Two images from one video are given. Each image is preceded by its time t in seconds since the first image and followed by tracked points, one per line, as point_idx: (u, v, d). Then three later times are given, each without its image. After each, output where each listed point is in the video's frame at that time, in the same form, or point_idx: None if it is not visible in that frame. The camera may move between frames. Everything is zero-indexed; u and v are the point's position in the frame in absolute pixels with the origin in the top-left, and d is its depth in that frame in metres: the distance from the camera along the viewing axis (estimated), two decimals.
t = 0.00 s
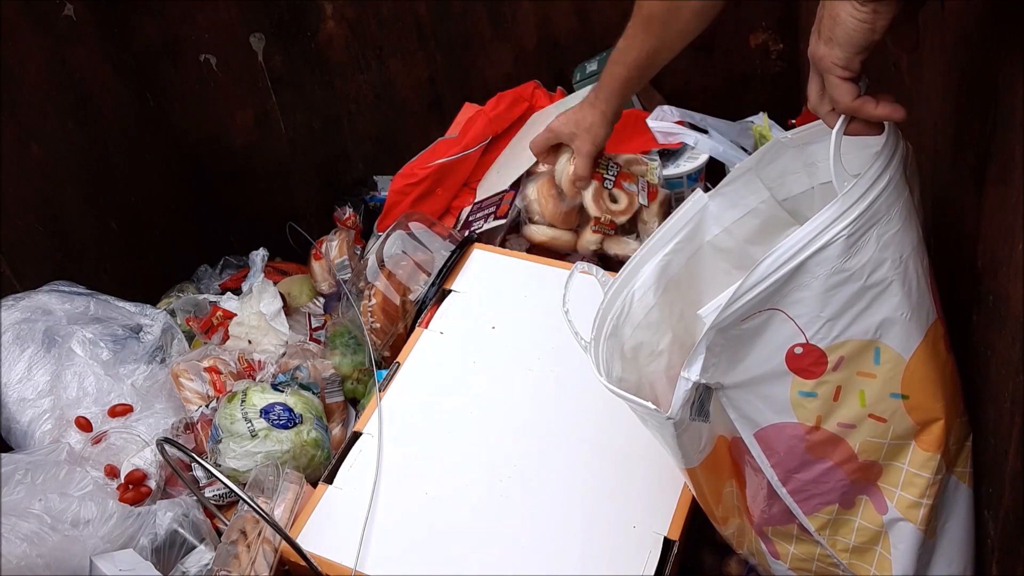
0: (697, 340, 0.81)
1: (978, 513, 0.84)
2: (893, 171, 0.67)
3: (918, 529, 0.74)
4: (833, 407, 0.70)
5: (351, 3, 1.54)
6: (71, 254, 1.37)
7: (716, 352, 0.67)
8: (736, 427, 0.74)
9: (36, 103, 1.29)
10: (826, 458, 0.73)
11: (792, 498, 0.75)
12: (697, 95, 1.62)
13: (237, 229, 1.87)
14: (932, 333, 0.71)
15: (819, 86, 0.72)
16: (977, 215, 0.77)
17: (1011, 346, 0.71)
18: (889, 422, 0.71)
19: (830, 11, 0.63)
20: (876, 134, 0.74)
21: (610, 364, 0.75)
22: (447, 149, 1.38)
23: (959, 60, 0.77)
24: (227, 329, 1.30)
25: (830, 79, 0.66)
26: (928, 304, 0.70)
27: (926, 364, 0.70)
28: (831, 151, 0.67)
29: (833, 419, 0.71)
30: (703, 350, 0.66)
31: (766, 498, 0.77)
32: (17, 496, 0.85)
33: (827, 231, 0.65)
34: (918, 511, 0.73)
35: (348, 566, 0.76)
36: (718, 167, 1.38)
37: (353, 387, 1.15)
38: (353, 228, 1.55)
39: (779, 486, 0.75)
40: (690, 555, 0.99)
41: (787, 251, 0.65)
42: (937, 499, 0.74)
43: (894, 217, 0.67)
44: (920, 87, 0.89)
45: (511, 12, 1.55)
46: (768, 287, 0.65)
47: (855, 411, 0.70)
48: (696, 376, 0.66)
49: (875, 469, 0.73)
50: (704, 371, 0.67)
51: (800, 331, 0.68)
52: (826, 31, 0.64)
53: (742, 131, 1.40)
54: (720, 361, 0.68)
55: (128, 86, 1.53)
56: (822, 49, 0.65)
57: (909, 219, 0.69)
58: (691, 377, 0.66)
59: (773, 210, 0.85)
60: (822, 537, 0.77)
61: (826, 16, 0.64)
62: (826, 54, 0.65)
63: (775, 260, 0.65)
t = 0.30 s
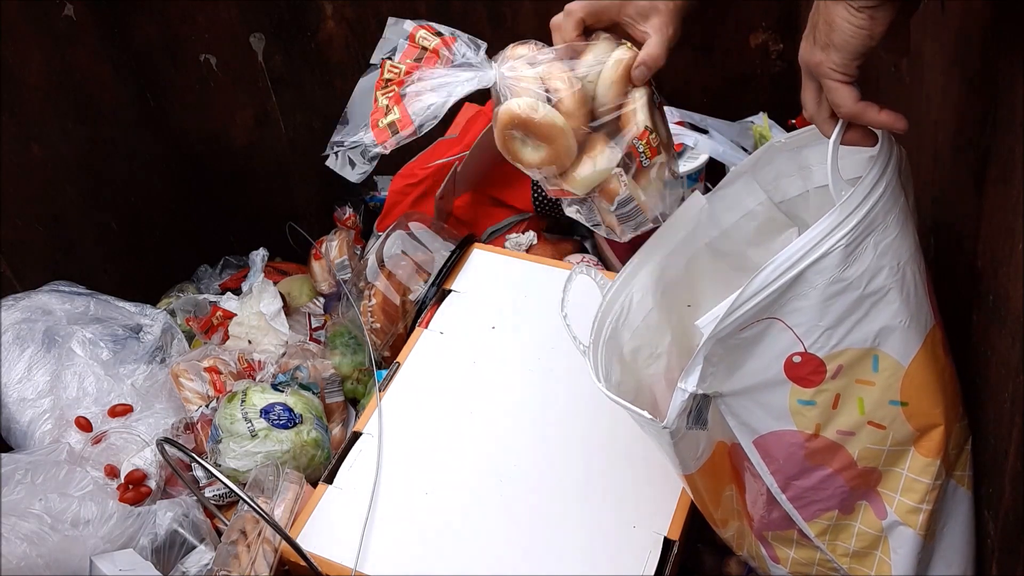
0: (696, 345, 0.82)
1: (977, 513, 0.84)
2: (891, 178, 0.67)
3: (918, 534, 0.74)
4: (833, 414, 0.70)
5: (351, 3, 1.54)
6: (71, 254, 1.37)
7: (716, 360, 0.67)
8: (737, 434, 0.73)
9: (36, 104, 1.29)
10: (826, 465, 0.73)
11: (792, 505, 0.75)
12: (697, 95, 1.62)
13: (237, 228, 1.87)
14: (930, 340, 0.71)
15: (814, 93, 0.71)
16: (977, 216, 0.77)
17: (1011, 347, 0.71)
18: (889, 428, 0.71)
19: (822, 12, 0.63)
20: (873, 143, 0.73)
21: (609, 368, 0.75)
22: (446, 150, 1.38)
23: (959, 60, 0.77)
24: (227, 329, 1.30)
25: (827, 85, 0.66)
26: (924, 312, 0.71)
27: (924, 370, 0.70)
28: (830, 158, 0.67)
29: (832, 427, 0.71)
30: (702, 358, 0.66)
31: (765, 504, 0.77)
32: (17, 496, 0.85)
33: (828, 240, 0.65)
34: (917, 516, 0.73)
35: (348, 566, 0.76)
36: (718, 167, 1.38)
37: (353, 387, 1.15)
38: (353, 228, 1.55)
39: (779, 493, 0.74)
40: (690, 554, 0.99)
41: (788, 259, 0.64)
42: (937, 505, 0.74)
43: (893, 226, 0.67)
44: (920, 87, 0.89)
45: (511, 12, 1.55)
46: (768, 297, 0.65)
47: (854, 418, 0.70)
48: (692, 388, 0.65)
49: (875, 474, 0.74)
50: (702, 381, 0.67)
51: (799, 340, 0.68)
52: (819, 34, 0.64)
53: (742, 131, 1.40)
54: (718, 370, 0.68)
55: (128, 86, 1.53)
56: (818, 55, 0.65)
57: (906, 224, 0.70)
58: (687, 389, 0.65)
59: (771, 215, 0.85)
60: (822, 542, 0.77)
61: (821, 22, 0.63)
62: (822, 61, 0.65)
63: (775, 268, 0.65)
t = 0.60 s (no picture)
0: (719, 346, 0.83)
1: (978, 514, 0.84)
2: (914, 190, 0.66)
3: (923, 546, 0.74)
4: (838, 421, 0.71)
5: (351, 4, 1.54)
6: (71, 253, 1.36)
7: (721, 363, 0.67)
8: (742, 441, 0.74)
9: (36, 104, 1.29)
10: (829, 472, 0.73)
11: (793, 512, 0.75)
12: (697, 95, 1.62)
13: (236, 228, 1.87)
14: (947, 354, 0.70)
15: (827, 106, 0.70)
16: (977, 216, 0.77)
17: (1012, 348, 0.71)
18: (889, 433, 0.72)
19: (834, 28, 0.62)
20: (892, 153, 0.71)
21: (628, 362, 0.74)
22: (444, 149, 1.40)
23: (959, 60, 0.77)
24: (227, 329, 1.30)
25: (840, 100, 0.65)
26: (943, 327, 0.69)
27: (932, 381, 0.70)
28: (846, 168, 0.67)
29: (836, 433, 0.71)
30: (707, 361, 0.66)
31: (768, 512, 0.77)
32: (17, 496, 0.84)
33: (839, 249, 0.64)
34: (920, 527, 0.74)
35: (348, 566, 0.76)
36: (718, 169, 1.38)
37: (353, 387, 1.15)
38: (353, 228, 1.55)
39: (781, 500, 0.74)
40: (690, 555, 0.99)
41: (797, 266, 0.64)
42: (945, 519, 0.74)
43: (912, 238, 0.66)
44: (921, 88, 0.89)
45: (511, 12, 1.55)
46: (776, 303, 0.65)
47: (856, 423, 0.72)
48: (700, 391, 0.66)
49: (877, 480, 0.75)
50: (710, 384, 0.67)
51: (808, 349, 0.67)
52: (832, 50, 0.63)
53: (742, 131, 1.40)
54: (727, 374, 0.68)
55: (128, 85, 1.53)
56: (829, 72, 0.64)
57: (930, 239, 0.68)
58: (696, 391, 0.66)
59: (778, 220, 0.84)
60: (823, 552, 0.77)
61: (832, 37, 0.62)
62: (834, 77, 0.63)
63: (786, 275, 0.65)
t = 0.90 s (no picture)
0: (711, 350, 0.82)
1: (978, 514, 0.84)
2: (889, 176, 0.66)
3: (912, 534, 0.74)
4: (825, 411, 0.71)
5: (351, 4, 1.54)
6: (71, 253, 1.36)
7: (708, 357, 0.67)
8: (735, 435, 0.73)
9: (36, 103, 1.29)
10: (818, 463, 0.73)
11: (787, 506, 0.74)
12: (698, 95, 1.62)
13: (237, 229, 1.87)
14: (928, 341, 0.70)
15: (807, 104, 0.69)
16: (977, 215, 0.77)
17: (1011, 347, 0.71)
18: (877, 421, 0.72)
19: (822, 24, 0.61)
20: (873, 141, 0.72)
21: (616, 365, 0.75)
22: (445, 150, 1.40)
23: (959, 60, 0.77)
24: (227, 329, 1.30)
25: (821, 98, 0.65)
26: (925, 311, 0.70)
27: (916, 368, 0.70)
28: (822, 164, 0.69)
29: (825, 423, 0.71)
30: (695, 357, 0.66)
31: (762, 504, 0.77)
32: (17, 496, 0.84)
33: (819, 240, 0.64)
34: (910, 516, 0.73)
35: (348, 566, 0.76)
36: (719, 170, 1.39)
37: (353, 387, 1.15)
38: (353, 228, 1.55)
39: (774, 494, 0.74)
40: (690, 555, 0.99)
41: (779, 259, 0.64)
42: (933, 506, 0.74)
43: (889, 224, 0.67)
44: (920, 87, 0.89)
45: (511, 12, 1.55)
46: (760, 295, 0.65)
47: (843, 412, 0.72)
48: (688, 382, 0.66)
49: (867, 469, 0.74)
50: (698, 376, 0.67)
51: (794, 339, 0.67)
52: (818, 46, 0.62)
53: (743, 131, 1.41)
54: (715, 369, 0.68)
55: (129, 86, 1.53)
56: (813, 68, 0.63)
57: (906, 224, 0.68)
58: (683, 382, 0.66)
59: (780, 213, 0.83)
60: (818, 544, 0.77)
61: (820, 34, 0.62)
62: (818, 74, 0.63)
63: (769, 267, 0.64)
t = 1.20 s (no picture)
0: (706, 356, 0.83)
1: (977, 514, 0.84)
2: (871, 175, 0.68)
3: (905, 529, 0.73)
4: (816, 405, 0.70)
5: (351, 4, 1.54)
6: (71, 253, 1.37)
7: (693, 340, 0.67)
8: (729, 429, 0.72)
9: (36, 103, 1.29)
10: (812, 457, 0.72)
11: (780, 499, 0.73)
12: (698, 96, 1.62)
13: (237, 229, 1.87)
14: (915, 336, 0.71)
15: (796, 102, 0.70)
16: (977, 215, 0.77)
17: (1011, 347, 0.71)
18: (868, 415, 0.72)
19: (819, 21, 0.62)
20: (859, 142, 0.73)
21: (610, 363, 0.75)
22: (446, 150, 1.40)
23: (958, 59, 0.77)
24: (227, 329, 1.30)
25: (813, 98, 0.65)
26: (910, 308, 0.71)
27: (904, 362, 0.71)
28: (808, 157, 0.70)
29: (817, 418, 0.71)
30: (679, 336, 0.67)
31: (754, 500, 0.74)
32: (18, 496, 0.84)
33: (806, 231, 0.65)
34: (903, 510, 0.73)
35: (348, 566, 0.75)
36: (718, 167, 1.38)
37: (353, 387, 1.15)
38: (353, 228, 1.55)
39: (766, 486, 0.72)
40: (690, 554, 0.99)
41: (766, 248, 0.65)
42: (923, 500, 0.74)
43: (873, 221, 0.68)
44: (920, 87, 0.89)
45: (511, 12, 1.55)
46: (748, 284, 0.65)
47: (835, 407, 0.71)
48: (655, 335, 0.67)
49: (859, 464, 0.74)
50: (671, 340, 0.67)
51: (783, 333, 0.68)
52: (811, 44, 0.63)
53: (744, 133, 1.42)
54: (699, 351, 0.68)
55: (129, 86, 1.53)
56: (807, 69, 0.64)
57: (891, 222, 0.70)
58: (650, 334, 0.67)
59: (757, 226, 0.85)
60: (811, 538, 0.75)
61: (817, 36, 0.62)
62: (811, 75, 0.64)
63: (757, 257, 0.65)
